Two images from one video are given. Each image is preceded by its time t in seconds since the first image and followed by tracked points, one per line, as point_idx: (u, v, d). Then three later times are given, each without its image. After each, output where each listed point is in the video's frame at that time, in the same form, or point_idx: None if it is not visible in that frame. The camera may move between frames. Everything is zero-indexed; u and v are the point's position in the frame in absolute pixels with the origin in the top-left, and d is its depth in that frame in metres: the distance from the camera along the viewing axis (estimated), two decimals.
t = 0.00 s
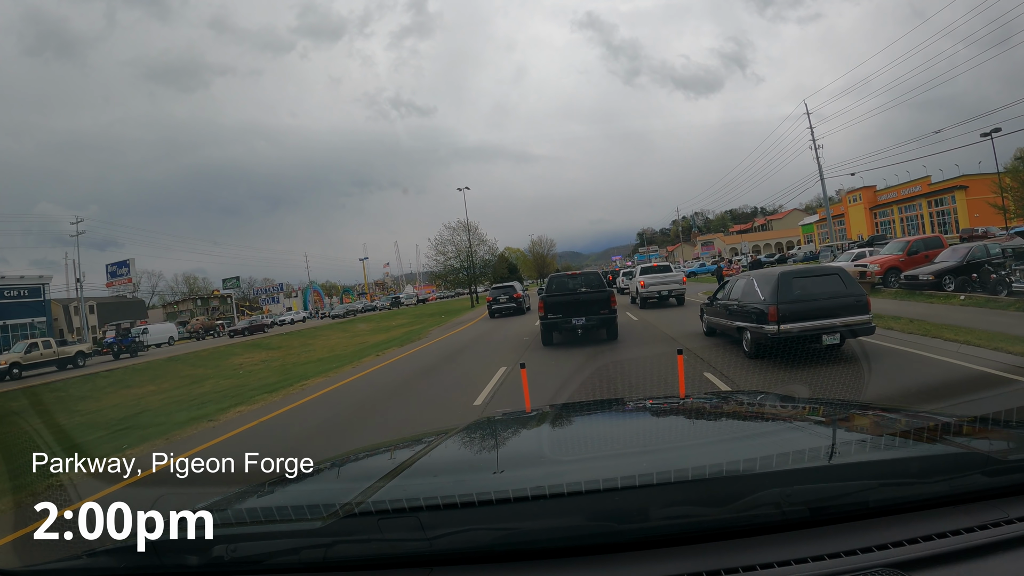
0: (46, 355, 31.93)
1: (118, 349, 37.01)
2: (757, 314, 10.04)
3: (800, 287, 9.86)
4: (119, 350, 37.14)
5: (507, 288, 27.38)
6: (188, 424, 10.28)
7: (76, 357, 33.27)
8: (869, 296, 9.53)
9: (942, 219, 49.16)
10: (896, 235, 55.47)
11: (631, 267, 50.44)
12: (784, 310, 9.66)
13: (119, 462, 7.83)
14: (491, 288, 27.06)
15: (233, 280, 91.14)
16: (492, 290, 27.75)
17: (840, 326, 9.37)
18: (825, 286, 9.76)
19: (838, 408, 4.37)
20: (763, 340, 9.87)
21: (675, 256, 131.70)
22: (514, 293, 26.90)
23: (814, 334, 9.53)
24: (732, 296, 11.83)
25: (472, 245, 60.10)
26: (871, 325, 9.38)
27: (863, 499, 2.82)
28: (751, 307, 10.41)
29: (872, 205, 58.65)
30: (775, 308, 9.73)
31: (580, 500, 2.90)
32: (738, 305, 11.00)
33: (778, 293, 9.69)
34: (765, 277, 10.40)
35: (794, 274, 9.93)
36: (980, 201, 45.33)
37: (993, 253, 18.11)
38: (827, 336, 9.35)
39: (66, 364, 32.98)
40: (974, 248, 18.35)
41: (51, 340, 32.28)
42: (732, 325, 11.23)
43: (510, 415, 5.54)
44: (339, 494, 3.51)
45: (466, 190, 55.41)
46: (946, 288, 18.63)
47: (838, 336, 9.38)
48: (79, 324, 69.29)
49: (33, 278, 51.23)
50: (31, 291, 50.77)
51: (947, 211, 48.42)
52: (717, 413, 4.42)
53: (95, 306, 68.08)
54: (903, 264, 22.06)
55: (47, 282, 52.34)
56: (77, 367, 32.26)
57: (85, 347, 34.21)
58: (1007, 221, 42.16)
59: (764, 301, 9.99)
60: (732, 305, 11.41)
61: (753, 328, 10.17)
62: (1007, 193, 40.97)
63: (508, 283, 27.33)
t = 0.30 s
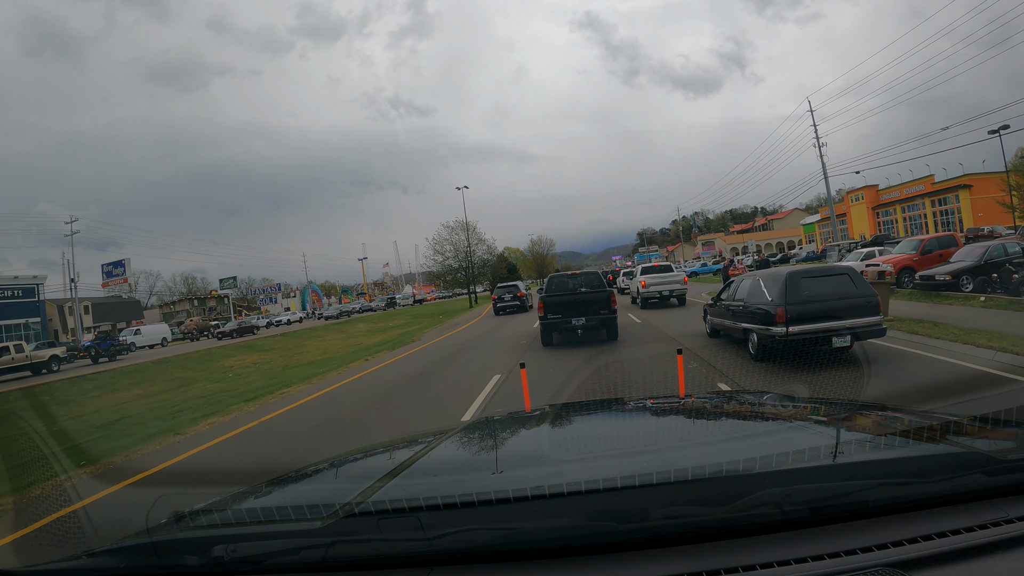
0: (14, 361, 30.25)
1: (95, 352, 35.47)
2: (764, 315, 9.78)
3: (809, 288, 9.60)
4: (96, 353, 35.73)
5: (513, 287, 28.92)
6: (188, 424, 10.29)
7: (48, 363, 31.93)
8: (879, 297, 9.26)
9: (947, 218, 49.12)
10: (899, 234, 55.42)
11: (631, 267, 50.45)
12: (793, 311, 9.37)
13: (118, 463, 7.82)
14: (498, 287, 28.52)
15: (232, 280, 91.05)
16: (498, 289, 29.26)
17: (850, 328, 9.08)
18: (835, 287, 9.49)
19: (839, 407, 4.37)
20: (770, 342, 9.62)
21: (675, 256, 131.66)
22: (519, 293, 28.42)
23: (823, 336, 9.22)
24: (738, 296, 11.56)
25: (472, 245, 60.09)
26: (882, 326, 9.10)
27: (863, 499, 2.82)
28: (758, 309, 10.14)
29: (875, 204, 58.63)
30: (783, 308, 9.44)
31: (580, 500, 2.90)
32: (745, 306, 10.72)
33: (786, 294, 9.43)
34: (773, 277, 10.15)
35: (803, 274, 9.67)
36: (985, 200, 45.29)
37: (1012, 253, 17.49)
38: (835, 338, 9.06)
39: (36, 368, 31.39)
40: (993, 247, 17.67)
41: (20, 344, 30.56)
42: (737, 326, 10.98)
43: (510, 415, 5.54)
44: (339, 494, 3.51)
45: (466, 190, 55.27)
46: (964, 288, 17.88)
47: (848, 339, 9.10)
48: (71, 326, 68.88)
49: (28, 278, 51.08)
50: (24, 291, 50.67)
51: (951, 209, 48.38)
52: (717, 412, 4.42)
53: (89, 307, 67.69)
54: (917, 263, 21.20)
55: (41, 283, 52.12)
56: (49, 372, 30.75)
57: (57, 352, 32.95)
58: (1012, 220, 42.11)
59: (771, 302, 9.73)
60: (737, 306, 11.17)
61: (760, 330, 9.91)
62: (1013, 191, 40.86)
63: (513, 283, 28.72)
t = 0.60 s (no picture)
0: None
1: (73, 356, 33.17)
2: (771, 317, 9.31)
3: (819, 288, 9.13)
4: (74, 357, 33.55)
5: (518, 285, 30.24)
6: (187, 424, 10.28)
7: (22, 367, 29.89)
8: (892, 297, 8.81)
9: (950, 217, 49.05)
10: (901, 234, 55.39)
11: (631, 267, 50.41)
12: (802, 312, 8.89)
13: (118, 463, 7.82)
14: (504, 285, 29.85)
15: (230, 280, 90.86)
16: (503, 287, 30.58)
17: (861, 330, 8.62)
18: (846, 287, 9.03)
19: (840, 407, 4.36)
20: (777, 344, 9.16)
21: (675, 257, 131.18)
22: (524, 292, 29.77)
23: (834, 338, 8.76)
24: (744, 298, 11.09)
25: (470, 245, 59.96)
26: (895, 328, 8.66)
27: (863, 498, 2.82)
28: (764, 310, 9.66)
29: (877, 204, 58.59)
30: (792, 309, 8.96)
31: (581, 500, 2.89)
32: (751, 307, 10.24)
33: (795, 294, 8.97)
34: (781, 277, 9.69)
35: (812, 273, 9.20)
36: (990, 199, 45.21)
37: None
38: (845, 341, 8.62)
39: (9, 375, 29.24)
40: (1012, 246, 17.34)
41: None
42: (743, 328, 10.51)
43: (510, 415, 5.55)
44: (339, 494, 3.51)
45: (464, 189, 55.01)
46: (983, 289, 17.49)
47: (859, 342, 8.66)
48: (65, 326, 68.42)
49: (21, 278, 50.84)
50: (18, 291, 50.52)
51: (955, 209, 48.28)
52: (718, 412, 4.42)
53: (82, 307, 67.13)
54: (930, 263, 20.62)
55: (35, 283, 51.87)
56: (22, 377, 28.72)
57: (29, 356, 30.39)
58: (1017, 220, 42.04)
59: (779, 303, 9.27)
60: (742, 307, 10.74)
61: (767, 333, 9.45)
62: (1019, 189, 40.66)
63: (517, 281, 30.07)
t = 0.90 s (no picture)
0: None
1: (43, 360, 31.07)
2: (779, 319, 9.09)
3: (828, 289, 8.91)
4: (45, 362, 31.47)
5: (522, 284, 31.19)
6: (187, 425, 10.28)
7: None
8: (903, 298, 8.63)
9: (954, 216, 48.82)
10: (905, 233, 55.21)
11: (631, 267, 50.31)
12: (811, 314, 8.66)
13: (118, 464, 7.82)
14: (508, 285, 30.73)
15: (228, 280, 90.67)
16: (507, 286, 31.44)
17: (873, 333, 8.41)
18: (856, 288, 8.84)
19: (842, 407, 4.36)
20: (784, 347, 8.96)
21: (675, 257, 131.03)
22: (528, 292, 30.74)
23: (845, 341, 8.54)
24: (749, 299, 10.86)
25: (468, 245, 59.81)
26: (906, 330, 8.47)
27: (863, 498, 2.82)
28: (771, 311, 9.43)
29: (881, 203, 58.43)
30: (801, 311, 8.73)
31: (581, 500, 2.89)
32: (756, 308, 10.04)
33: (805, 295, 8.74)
34: (789, 277, 9.47)
35: (822, 274, 8.98)
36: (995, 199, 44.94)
37: None
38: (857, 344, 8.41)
39: None
40: None
41: None
42: (748, 330, 10.28)
43: (510, 415, 5.55)
44: (339, 494, 3.51)
45: (462, 188, 54.85)
46: (1004, 289, 16.91)
47: (870, 344, 8.46)
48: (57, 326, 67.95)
49: (15, 278, 50.68)
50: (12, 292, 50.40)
51: (960, 208, 47.94)
52: (718, 412, 4.42)
53: (76, 308, 66.76)
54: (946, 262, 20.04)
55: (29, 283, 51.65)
56: None
57: None
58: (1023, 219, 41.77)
59: (787, 304, 9.02)
60: (747, 308, 10.56)
61: (773, 335, 9.22)
62: None
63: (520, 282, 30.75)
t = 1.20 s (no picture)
0: None
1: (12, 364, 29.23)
2: (787, 320, 8.92)
3: (838, 289, 8.77)
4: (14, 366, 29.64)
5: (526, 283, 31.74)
6: (187, 425, 10.28)
7: None
8: (914, 299, 8.53)
9: (958, 215, 48.62)
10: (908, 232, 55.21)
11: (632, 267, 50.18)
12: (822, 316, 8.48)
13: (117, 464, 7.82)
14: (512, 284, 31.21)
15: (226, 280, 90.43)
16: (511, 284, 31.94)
17: (885, 336, 8.27)
18: (866, 289, 8.71)
19: (842, 407, 4.36)
20: (791, 350, 8.82)
21: (676, 256, 130.88)
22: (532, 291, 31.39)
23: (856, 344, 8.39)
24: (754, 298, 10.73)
25: (468, 245, 59.63)
26: (918, 332, 8.36)
27: (863, 498, 2.82)
28: (779, 313, 9.29)
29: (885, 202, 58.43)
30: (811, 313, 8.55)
31: (581, 500, 2.89)
32: (762, 309, 9.91)
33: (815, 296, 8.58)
34: (797, 277, 9.31)
35: (832, 274, 8.82)
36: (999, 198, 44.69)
37: None
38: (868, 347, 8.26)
39: None
40: None
41: None
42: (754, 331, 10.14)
43: (511, 415, 5.55)
44: (339, 494, 3.51)
45: (460, 186, 54.42)
46: None
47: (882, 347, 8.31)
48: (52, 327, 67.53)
49: (9, 279, 50.45)
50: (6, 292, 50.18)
51: (961, 207, 47.12)
52: (719, 412, 4.42)
53: (71, 308, 66.36)
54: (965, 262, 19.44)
55: (23, 283, 51.37)
56: None
57: None
58: None
59: (796, 305, 8.85)
60: (752, 309, 10.45)
61: (780, 337, 9.07)
62: None
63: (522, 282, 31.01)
